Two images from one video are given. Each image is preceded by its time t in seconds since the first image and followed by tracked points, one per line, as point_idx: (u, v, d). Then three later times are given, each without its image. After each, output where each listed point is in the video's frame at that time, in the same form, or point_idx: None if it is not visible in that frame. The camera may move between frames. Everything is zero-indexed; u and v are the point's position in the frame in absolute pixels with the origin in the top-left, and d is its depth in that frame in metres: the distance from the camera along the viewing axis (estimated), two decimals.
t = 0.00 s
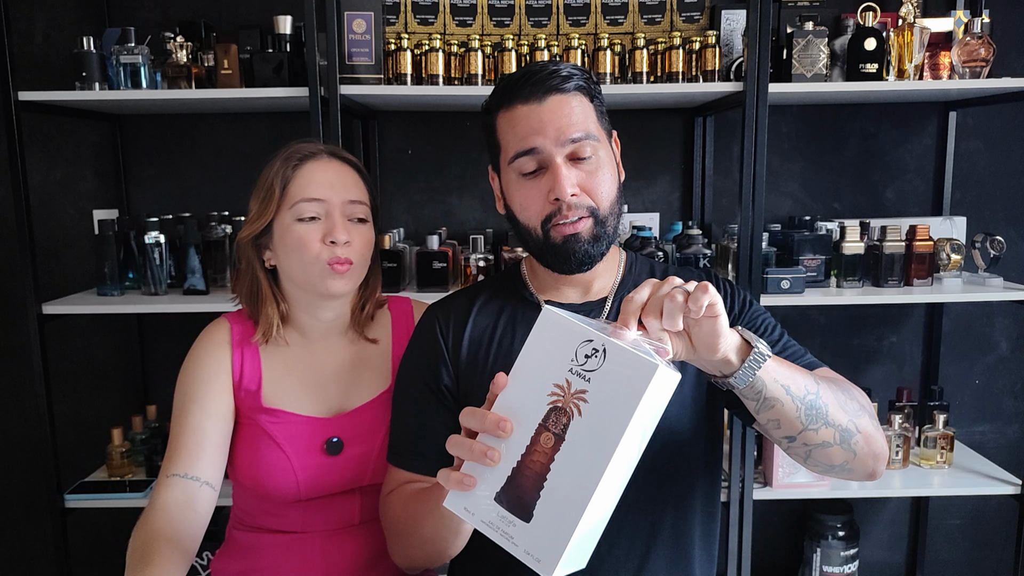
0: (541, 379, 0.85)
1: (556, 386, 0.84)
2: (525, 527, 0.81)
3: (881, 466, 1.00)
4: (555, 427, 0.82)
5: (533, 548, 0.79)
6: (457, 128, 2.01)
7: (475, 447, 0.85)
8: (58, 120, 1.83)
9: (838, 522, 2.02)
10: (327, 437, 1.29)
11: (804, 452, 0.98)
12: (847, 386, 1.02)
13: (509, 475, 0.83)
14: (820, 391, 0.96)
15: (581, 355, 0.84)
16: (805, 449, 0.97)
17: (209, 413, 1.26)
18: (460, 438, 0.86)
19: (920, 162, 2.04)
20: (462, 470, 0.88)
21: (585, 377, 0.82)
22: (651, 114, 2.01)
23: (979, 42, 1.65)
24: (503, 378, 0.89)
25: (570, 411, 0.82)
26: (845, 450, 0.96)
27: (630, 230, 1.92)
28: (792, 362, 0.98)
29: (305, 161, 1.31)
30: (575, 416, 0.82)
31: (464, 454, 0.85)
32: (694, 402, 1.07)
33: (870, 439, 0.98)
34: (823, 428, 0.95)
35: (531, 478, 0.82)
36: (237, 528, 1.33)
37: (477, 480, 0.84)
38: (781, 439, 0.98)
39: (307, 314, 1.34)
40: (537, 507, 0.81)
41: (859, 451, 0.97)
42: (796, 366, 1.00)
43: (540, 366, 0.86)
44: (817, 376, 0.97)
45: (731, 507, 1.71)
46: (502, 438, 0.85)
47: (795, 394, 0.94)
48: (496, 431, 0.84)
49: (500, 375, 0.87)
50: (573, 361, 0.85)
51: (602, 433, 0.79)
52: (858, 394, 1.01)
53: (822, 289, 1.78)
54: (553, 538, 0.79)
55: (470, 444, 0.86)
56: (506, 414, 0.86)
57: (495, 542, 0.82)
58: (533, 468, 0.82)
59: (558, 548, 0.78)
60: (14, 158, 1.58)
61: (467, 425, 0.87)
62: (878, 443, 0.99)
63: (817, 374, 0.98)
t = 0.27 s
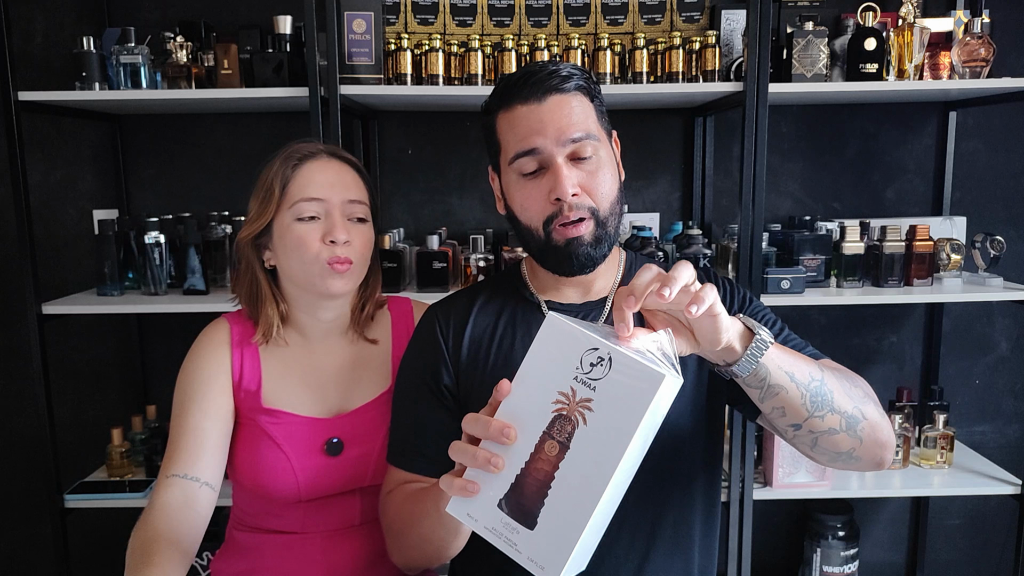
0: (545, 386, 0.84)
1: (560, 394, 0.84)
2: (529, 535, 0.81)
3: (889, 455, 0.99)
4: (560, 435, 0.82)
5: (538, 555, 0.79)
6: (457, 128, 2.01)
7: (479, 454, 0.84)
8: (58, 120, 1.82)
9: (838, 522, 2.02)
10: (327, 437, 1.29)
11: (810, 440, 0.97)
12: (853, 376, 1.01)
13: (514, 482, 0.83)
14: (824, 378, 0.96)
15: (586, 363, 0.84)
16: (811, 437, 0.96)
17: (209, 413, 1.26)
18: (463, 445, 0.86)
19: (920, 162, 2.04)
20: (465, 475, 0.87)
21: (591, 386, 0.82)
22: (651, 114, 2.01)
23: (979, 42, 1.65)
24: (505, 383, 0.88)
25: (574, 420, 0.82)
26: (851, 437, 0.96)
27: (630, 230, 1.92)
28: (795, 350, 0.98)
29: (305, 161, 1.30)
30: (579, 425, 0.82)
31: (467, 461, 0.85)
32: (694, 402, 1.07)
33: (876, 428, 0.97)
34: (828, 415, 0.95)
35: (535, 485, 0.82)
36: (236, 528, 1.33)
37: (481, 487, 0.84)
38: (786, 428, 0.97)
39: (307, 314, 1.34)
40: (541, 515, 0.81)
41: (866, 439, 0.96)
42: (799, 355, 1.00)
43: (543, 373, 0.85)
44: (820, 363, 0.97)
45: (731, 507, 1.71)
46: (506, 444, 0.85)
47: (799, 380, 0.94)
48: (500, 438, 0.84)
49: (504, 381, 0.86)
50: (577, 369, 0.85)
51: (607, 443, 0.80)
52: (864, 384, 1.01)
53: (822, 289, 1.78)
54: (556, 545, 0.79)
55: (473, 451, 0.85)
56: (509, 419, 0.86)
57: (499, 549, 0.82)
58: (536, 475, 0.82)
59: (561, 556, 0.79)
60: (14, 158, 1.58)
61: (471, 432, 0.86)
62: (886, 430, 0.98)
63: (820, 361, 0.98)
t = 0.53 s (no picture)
0: (545, 388, 0.85)
1: (560, 396, 0.84)
2: (530, 538, 0.81)
3: (881, 461, 1.01)
4: (559, 438, 0.82)
5: (538, 558, 0.79)
6: (457, 128, 2.01)
7: (480, 457, 0.85)
8: (59, 120, 1.83)
9: (838, 522, 2.03)
10: (327, 438, 1.29)
11: (806, 443, 0.98)
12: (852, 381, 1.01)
13: (515, 485, 0.83)
14: (826, 384, 0.96)
15: (585, 365, 0.84)
16: (807, 441, 0.97)
17: (209, 413, 1.26)
18: (464, 449, 0.86)
19: (920, 162, 2.04)
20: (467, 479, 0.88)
21: (590, 388, 0.82)
22: (651, 114, 2.01)
23: (979, 42, 1.65)
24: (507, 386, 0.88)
25: (574, 422, 0.82)
26: (847, 444, 0.96)
27: (630, 230, 1.92)
28: (799, 354, 0.97)
29: (306, 162, 1.30)
30: (578, 427, 0.82)
31: (469, 465, 0.86)
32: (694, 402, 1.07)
33: (871, 435, 0.98)
34: (828, 421, 0.95)
35: (536, 488, 0.82)
36: (236, 528, 1.33)
37: (483, 490, 0.85)
38: (784, 430, 0.98)
39: (308, 314, 1.34)
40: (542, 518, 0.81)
41: (860, 446, 0.97)
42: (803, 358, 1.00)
43: (543, 375, 0.86)
44: (824, 370, 0.96)
45: (731, 507, 1.71)
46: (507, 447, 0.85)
47: (802, 387, 0.93)
48: (500, 441, 0.84)
49: (504, 385, 0.87)
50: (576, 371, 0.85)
51: (606, 444, 0.79)
52: (862, 390, 1.01)
53: (822, 289, 1.78)
54: (557, 547, 0.79)
55: (473, 454, 0.86)
56: (510, 423, 0.86)
57: (501, 553, 0.82)
58: (537, 478, 0.82)
59: (561, 558, 0.78)
60: (14, 158, 1.58)
61: (472, 436, 0.87)
62: (880, 438, 0.99)
63: (824, 368, 0.97)
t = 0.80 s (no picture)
0: (533, 372, 0.85)
1: (548, 377, 0.84)
2: (532, 521, 0.80)
3: (869, 479, 1.02)
4: (551, 418, 0.82)
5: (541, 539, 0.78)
6: (457, 128, 2.01)
7: (477, 447, 0.86)
8: (59, 120, 1.83)
9: (838, 522, 2.03)
10: (327, 438, 1.29)
11: (800, 463, 0.99)
12: (845, 398, 1.02)
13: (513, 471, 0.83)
14: (822, 407, 0.96)
15: (568, 342, 0.83)
16: (800, 461, 0.98)
17: (208, 413, 1.26)
18: (461, 441, 0.87)
19: (921, 162, 2.04)
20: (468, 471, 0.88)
21: (574, 364, 0.82)
22: (651, 114, 2.01)
23: (979, 42, 1.65)
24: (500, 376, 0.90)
25: (562, 400, 0.82)
26: (838, 464, 0.98)
27: (630, 230, 1.93)
28: (797, 376, 0.97)
29: (306, 162, 1.30)
30: (567, 404, 0.81)
31: (467, 457, 0.86)
32: (695, 403, 1.07)
33: (863, 454, 0.99)
34: (822, 443, 0.96)
35: (534, 472, 0.82)
36: (236, 528, 1.33)
37: (483, 480, 0.85)
38: (778, 449, 0.99)
39: (308, 314, 1.34)
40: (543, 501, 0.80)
41: (852, 465, 0.99)
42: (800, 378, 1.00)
43: (529, 359, 0.86)
44: (820, 392, 0.97)
45: (731, 507, 1.71)
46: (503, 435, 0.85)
47: (800, 411, 0.94)
48: (494, 429, 0.85)
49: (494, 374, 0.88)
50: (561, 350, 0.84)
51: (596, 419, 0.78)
52: (854, 407, 1.03)
53: (822, 289, 1.78)
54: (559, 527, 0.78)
55: (471, 444, 0.86)
56: (503, 410, 0.86)
57: (507, 540, 0.82)
58: (533, 462, 0.82)
59: (563, 537, 0.77)
60: (14, 158, 1.58)
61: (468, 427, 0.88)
62: (870, 457, 1.01)
63: (820, 389, 0.98)
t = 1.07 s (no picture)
0: (523, 366, 0.86)
1: (538, 370, 0.85)
2: (536, 516, 0.80)
3: (841, 503, 1.03)
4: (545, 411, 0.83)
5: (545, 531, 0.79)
6: (457, 128, 2.01)
7: (474, 446, 0.85)
8: (58, 119, 1.83)
9: (838, 522, 2.03)
10: (327, 437, 1.29)
11: (778, 474, 0.99)
12: (837, 424, 1.02)
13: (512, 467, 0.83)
14: (815, 429, 0.96)
15: (556, 336, 0.85)
16: (780, 473, 0.99)
17: (208, 413, 1.26)
18: (458, 443, 0.86)
19: (920, 162, 2.04)
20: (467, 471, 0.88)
21: (565, 356, 0.83)
22: (651, 114, 2.01)
23: (979, 42, 1.65)
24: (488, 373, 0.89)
25: (556, 391, 0.83)
26: (815, 484, 0.99)
27: (630, 230, 1.93)
28: (800, 393, 0.97)
29: (306, 161, 1.30)
30: (561, 395, 0.82)
31: (467, 458, 0.85)
32: (695, 402, 1.07)
33: (839, 480, 1.00)
34: (806, 462, 0.96)
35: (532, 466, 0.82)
36: (237, 528, 1.33)
37: (483, 479, 0.84)
38: (761, 457, 0.99)
39: (307, 313, 1.34)
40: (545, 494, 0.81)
41: (826, 488, 0.99)
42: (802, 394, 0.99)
43: (518, 354, 0.86)
44: (817, 414, 0.96)
45: (731, 507, 1.71)
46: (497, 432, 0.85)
47: (793, 429, 0.93)
48: (489, 427, 0.85)
49: (485, 372, 0.88)
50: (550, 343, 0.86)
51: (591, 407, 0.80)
52: (843, 432, 1.02)
53: (822, 289, 1.78)
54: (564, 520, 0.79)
55: (468, 445, 0.86)
56: (496, 408, 0.86)
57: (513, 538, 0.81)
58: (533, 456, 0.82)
59: (569, 529, 0.78)
60: (14, 158, 1.58)
61: (464, 427, 0.87)
62: (848, 483, 1.01)
63: (817, 410, 0.97)
